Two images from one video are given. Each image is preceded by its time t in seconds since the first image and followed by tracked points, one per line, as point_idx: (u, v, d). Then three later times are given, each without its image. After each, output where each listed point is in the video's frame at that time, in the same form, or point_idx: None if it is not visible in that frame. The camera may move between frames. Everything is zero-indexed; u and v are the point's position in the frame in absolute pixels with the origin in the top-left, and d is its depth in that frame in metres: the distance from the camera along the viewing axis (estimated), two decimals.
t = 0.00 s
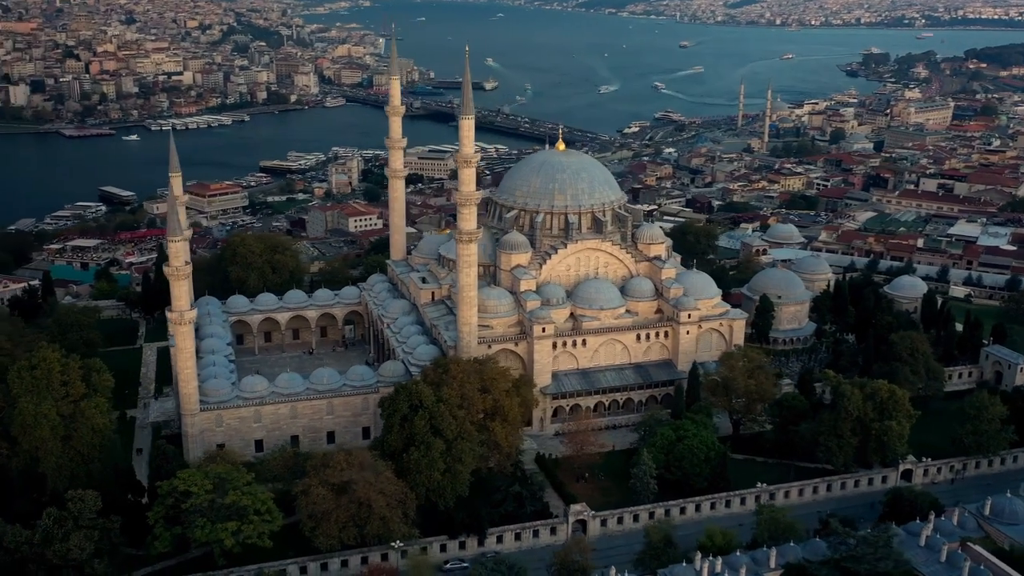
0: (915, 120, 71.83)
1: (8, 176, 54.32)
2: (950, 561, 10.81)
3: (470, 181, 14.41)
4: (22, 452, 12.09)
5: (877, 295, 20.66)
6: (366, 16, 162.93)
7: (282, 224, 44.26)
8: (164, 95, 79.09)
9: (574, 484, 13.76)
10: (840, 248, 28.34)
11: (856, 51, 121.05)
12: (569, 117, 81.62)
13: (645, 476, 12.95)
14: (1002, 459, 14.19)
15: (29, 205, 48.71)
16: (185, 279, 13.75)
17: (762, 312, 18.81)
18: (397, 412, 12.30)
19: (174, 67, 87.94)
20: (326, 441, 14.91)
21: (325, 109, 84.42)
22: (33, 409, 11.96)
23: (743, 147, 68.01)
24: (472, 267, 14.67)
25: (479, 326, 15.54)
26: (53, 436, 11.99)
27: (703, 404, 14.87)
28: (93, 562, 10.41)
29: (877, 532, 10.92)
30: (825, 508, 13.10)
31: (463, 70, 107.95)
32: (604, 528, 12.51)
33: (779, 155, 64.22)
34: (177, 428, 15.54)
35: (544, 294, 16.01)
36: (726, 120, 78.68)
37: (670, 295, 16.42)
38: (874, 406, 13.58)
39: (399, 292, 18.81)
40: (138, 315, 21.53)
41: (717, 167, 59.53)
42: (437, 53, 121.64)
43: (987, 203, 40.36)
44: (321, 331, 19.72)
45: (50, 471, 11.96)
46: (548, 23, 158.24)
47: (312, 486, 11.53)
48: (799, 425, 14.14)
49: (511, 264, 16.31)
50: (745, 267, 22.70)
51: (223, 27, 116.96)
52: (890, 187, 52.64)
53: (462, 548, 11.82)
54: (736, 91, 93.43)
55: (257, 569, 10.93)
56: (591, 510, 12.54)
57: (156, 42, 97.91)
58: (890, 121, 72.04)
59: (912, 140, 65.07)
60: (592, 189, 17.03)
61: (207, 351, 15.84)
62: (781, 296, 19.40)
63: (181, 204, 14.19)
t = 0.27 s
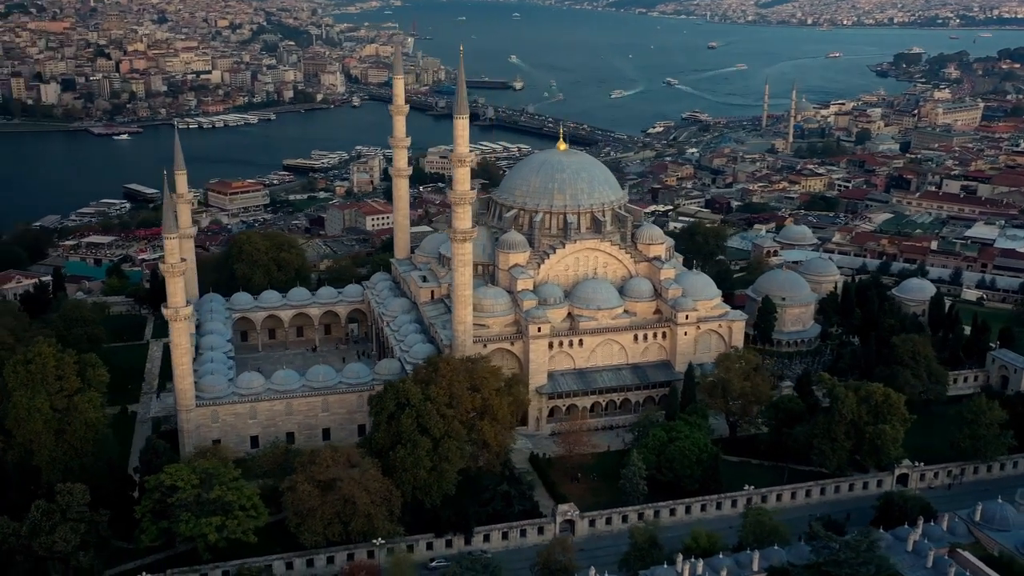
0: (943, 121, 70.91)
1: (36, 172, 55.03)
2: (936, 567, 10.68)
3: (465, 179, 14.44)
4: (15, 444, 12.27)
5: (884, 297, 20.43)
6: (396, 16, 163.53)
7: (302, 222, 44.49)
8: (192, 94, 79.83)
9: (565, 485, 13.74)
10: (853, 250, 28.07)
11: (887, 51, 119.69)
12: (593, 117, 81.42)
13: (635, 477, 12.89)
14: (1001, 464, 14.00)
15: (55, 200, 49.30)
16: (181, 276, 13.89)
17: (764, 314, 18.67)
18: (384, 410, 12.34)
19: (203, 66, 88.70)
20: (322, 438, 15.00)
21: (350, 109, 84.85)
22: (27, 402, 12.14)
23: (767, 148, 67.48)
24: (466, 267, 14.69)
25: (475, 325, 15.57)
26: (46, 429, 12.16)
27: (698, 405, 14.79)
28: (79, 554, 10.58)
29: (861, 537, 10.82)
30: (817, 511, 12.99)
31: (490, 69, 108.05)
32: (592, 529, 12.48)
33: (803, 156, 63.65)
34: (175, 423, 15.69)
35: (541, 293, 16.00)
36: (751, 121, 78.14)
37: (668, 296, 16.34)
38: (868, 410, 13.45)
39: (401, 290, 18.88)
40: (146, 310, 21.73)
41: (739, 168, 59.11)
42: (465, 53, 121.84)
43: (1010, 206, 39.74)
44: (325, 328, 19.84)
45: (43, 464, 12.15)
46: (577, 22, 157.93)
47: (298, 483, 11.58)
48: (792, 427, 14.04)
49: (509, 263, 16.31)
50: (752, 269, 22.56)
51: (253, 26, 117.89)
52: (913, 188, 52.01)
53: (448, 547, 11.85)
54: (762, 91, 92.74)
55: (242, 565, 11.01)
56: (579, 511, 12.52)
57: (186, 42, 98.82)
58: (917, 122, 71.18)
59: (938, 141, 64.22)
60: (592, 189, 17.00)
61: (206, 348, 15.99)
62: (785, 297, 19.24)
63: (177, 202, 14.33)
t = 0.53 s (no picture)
0: (964, 122, 70.22)
1: (57, 170, 55.53)
2: (925, 572, 10.60)
3: (461, 180, 14.46)
4: (11, 440, 12.38)
5: (889, 300, 20.27)
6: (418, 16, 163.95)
7: (315, 221, 44.63)
8: (211, 94, 80.35)
9: (558, 486, 13.74)
10: (862, 252, 27.86)
11: (910, 52, 118.64)
12: (611, 118, 81.26)
13: (627, 479, 12.86)
14: (1000, 469, 13.85)
15: (74, 197, 49.73)
16: (177, 274, 13.97)
17: (764, 316, 18.59)
18: (375, 410, 12.37)
19: (223, 66, 89.28)
20: (318, 436, 15.05)
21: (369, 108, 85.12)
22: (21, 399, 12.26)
23: (784, 149, 67.06)
24: (463, 267, 14.70)
25: (472, 325, 15.58)
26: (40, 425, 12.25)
27: (694, 407, 14.73)
28: (69, 549, 10.67)
29: (848, 542, 10.75)
30: (811, 515, 12.91)
31: (509, 70, 108.04)
32: (583, 530, 12.46)
33: (820, 157, 63.23)
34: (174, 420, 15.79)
35: (539, 294, 16.00)
36: (769, 122, 77.71)
37: (667, 297, 16.28)
38: (863, 413, 13.37)
39: (402, 290, 18.93)
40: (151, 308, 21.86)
41: (754, 169, 58.77)
42: (485, 53, 121.93)
43: None
44: (328, 327, 19.92)
45: (38, 459, 12.26)
46: (598, 23, 157.65)
47: (288, 481, 11.62)
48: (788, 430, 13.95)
49: (507, 264, 16.32)
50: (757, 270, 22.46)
51: (274, 27, 118.60)
52: (931, 190, 51.54)
53: (438, 546, 11.86)
54: (782, 92, 92.18)
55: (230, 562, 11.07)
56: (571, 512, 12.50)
57: (207, 42, 99.49)
58: (937, 124, 70.53)
59: (958, 142, 63.57)
60: (591, 190, 16.97)
61: (205, 345, 16.10)
62: (787, 300, 19.15)
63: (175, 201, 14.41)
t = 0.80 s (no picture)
0: (984, 124, 69.54)
1: (75, 168, 56.03)
2: None
3: (457, 181, 14.48)
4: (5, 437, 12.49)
5: (892, 303, 20.12)
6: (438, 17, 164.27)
7: (328, 220, 44.75)
8: (230, 93, 80.80)
9: (551, 488, 13.74)
10: (870, 255, 27.66)
11: (933, 53, 117.61)
12: (627, 119, 81.05)
13: (618, 481, 12.84)
14: (997, 476, 13.71)
15: (92, 195, 50.05)
16: (174, 274, 14.08)
17: (765, 319, 18.54)
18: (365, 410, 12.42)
19: (242, 66, 89.81)
20: (314, 436, 15.12)
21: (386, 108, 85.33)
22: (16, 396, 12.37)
23: (801, 151, 66.61)
24: (459, 268, 14.73)
25: (468, 327, 15.61)
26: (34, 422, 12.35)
27: (689, 410, 14.69)
28: (58, 546, 10.74)
29: (834, 548, 10.68)
30: (803, 520, 12.86)
31: (527, 70, 108.01)
32: (574, 532, 12.46)
33: (837, 159, 62.80)
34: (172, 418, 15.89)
35: (536, 296, 15.99)
36: (787, 123, 77.30)
37: (665, 300, 16.20)
38: (858, 418, 13.28)
39: (403, 290, 18.99)
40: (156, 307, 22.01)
41: (769, 170, 58.40)
42: (504, 53, 122.01)
43: None
44: (329, 327, 20.01)
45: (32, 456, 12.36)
46: (618, 23, 157.33)
47: (278, 481, 11.67)
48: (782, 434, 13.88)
49: (505, 265, 16.32)
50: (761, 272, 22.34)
51: (295, 27, 119.21)
52: (948, 193, 51.07)
53: (428, 546, 11.89)
54: (801, 93, 91.64)
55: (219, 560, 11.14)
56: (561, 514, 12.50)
57: (228, 42, 100.10)
58: (957, 125, 69.89)
59: (977, 144, 62.89)
60: (590, 192, 16.94)
61: (204, 345, 16.19)
62: (789, 303, 19.06)
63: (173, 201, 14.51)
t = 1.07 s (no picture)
0: (1010, 127, 68.62)
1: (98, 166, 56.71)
2: None
3: (450, 183, 14.51)
4: None
5: (897, 308, 19.92)
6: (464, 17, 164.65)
7: (344, 220, 44.92)
8: (254, 93, 81.34)
9: (540, 490, 13.73)
10: (881, 259, 27.41)
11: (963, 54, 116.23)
12: (648, 120, 80.80)
13: (605, 484, 12.81)
14: (992, 483, 13.54)
15: (112, 193, 50.50)
16: (169, 273, 14.22)
17: (764, 323, 18.42)
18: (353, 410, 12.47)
19: (267, 66, 90.42)
20: (307, 435, 15.21)
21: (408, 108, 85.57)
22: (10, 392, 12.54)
23: (822, 153, 66.05)
24: (451, 269, 14.75)
25: (463, 328, 15.63)
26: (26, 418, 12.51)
27: (681, 413, 14.63)
28: (44, 541, 10.85)
29: (814, 555, 10.61)
30: (792, 525, 12.78)
31: (550, 70, 107.92)
32: (559, 535, 12.45)
33: (858, 161, 62.22)
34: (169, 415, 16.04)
35: (531, 298, 15.97)
36: (810, 125, 76.71)
37: (661, 303, 16.14)
38: (849, 423, 13.18)
39: (402, 291, 19.04)
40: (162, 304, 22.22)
41: (788, 172, 57.94)
42: (528, 53, 122.08)
43: None
44: (330, 327, 20.09)
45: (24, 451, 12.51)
46: (644, 23, 156.82)
47: (263, 479, 11.75)
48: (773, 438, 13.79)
49: (501, 267, 16.33)
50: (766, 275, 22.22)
51: (320, 27, 119.96)
52: (970, 197, 50.45)
53: (412, 547, 11.93)
54: (826, 94, 90.87)
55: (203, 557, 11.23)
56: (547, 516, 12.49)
57: (253, 42, 100.79)
58: (982, 128, 69.03)
59: (1001, 147, 62.06)
60: (588, 194, 16.89)
61: (202, 343, 16.32)
62: (790, 306, 18.91)
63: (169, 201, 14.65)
